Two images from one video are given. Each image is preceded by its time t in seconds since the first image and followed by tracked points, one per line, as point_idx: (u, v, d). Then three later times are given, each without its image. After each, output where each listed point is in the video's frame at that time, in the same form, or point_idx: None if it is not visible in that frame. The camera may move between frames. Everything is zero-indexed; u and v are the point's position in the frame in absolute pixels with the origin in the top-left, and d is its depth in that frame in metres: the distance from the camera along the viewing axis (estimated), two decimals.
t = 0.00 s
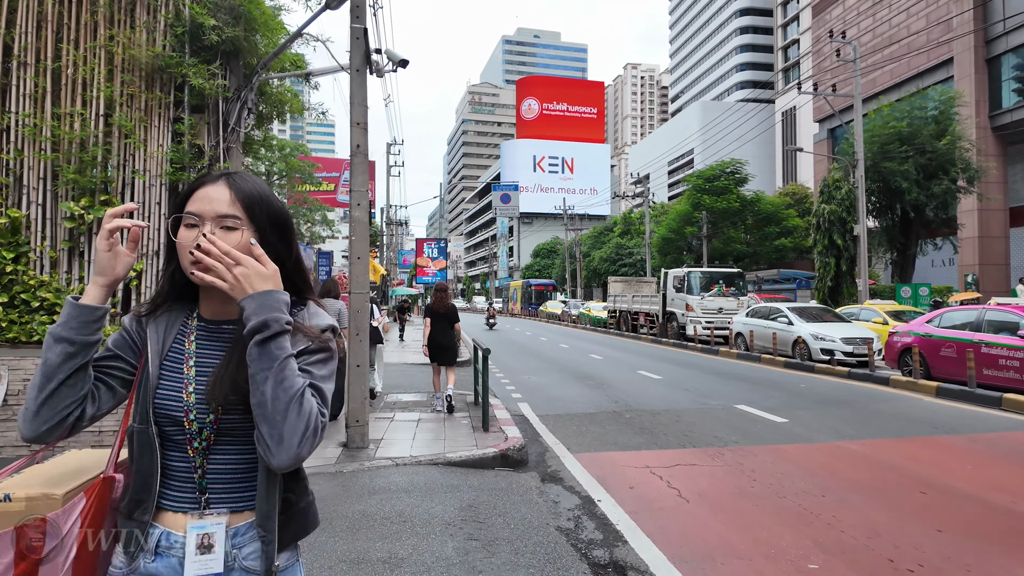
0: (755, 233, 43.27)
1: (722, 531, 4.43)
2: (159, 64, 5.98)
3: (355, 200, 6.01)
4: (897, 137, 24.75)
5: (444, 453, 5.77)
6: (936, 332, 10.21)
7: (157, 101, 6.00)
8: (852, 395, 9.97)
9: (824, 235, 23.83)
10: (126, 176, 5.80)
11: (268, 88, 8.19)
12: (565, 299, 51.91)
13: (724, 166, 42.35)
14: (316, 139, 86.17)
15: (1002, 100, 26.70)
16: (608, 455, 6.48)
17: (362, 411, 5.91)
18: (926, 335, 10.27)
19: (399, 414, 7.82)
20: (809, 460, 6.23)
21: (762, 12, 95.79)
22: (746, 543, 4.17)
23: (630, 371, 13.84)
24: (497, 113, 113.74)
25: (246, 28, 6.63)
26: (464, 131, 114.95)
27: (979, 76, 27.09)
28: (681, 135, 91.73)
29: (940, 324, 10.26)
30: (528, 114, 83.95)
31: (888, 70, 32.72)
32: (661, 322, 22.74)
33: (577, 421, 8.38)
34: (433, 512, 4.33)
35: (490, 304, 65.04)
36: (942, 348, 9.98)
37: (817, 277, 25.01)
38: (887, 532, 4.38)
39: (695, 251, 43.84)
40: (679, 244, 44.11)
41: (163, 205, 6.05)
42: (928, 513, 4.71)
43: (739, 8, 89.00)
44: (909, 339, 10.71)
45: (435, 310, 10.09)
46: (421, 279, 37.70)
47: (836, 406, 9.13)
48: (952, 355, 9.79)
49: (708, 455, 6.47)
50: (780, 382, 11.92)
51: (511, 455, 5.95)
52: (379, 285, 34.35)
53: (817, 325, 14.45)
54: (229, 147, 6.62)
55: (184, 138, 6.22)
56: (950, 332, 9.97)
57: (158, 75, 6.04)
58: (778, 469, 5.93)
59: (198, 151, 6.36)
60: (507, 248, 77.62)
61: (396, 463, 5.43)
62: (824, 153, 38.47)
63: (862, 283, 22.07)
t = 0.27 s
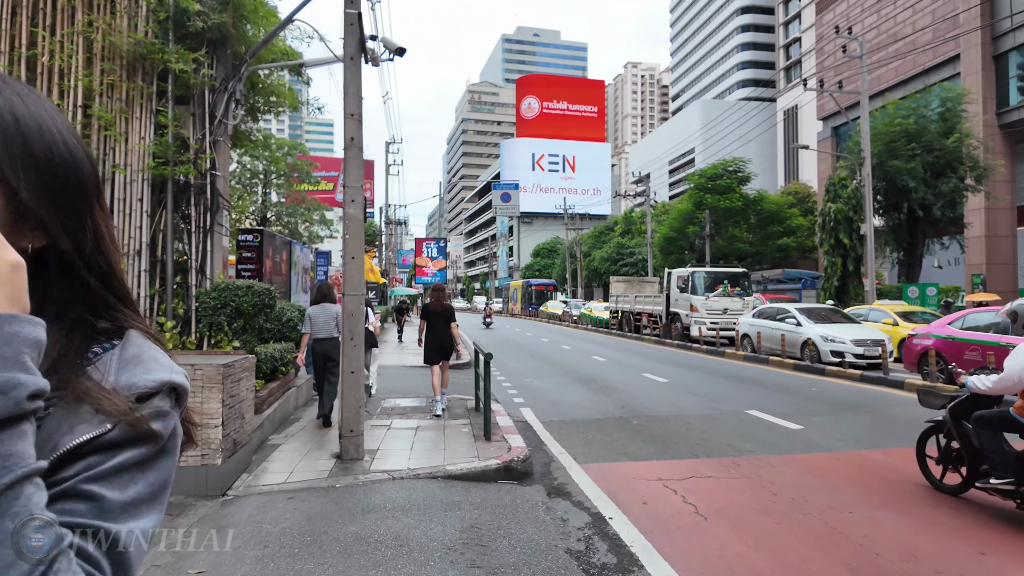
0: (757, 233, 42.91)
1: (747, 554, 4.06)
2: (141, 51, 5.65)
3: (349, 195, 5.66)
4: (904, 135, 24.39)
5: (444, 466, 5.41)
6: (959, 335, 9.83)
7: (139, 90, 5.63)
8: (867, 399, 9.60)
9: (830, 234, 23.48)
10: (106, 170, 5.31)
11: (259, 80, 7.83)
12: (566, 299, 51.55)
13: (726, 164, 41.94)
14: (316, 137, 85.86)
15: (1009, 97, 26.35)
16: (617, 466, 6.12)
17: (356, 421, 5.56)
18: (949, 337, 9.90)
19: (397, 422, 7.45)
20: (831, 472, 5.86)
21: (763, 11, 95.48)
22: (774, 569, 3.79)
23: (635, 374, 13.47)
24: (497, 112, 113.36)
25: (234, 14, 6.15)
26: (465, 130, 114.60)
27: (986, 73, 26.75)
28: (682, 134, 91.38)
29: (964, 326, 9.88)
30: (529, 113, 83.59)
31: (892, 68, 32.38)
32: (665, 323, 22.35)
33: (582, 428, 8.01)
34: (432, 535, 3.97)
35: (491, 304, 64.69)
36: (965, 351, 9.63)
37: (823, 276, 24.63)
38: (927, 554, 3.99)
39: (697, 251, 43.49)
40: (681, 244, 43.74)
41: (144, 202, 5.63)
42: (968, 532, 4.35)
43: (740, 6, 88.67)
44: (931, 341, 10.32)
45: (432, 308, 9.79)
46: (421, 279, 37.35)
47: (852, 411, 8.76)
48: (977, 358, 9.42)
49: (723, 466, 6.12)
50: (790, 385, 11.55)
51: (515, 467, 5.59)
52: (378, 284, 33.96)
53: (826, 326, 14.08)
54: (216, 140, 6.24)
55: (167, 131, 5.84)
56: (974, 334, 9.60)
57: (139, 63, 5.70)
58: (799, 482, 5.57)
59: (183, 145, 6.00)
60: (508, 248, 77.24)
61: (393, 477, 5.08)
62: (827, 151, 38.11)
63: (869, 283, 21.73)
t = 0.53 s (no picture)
0: (761, 231, 42.57)
1: (779, 569, 3.73)
2: (127, 33, 5.31)
3: (348, 185, 5.36)
4: (911, 131, 24.05)
5: (448, 472, 5.10)
6: (990, 335, 9.41)
7: (125, 74, 5.31)
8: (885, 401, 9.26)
9: (837, 232, 23.15)
10: (89, 158, 5.09)
11: (253, 68, 7.52)
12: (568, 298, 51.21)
13: (729, 162, 41.58)
14: (317, 137, 85.62)
15: (1018, 93, 25.98)
16: (631, 473, 5.79)
17: (356, 425, 5.24)
18: (979, 338, 9.47)
19: (399, 425, 7.13)
20: (858, 478, 5.53)
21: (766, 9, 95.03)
22: None
23: (643, 374, 13.14)
24: (498, 111, 113.15)
25: None
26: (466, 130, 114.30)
27: (994, 68, 26.36)
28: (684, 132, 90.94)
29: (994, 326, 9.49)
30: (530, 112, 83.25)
31: (898, 64, 32.01)
32: (670, 322, 22.01)
33: (591, 431, 7.68)
34: (437, 552, 3.65)
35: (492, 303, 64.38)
36: (999, 352, 9.22)
37: (830, 275, 24.28)
38: (975, 573, 3.65)
39: (701, 250, 43.15)
40: (685, 242, 43.40)
41: (131, 192, 5.33)
42: (1015, 545, 4.02)
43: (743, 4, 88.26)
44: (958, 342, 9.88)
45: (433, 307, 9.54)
46: (422, 277, 37.06)
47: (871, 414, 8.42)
48: (1010, 360, 9.00)
49: (742, 472, 5.79)
50: (803, 385, 11.21)
51: (523, 474, 5.27)
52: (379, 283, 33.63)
53: (837, 325, 13.69)
54: (208, 128, 5.88)
55: (156, 117, 5.47)
56: (1008, 335, 9.20)
57: (126, 46, 5.37)
58: (825, 490, 5.24)
59: (173, 132, 5.65)
60: (509, 247, 76.90)
61: (395, 485, 4.77)
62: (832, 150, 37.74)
63: (878, 281, 21.40)
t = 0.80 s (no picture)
0: (764, 231, 42.26)
1: None
2: (113, 19, 4.97)
3: (348, 181, 5.05)
4: (919, 129, 23.76)
5: (454, 488, 4.78)
6: None
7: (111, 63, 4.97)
8: (904, 406, 8.94)
9: (844, 232, 22.86)
10: (72, 152, 4.74)
11: (249, 59, 7.20)
12: (570, 298, 50.93)
13: (732, 161, 41.24)
14: (317, 137, 85.32)
15: None
16: (648, 486, 5.48)
17: (356, 436, 4.93)
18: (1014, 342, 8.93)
19: (402, 433, 6.82)
20: (890, 492, 5.22)
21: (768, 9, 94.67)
22: None
23: (650, 377, 12.83)
24: (499, 111, 112.91)
25: None
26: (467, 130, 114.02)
27: (1003, 66, 26.04)
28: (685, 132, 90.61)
29: None
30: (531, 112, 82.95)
31: (904, 63, 31.68)
32: (675, 323, 21.70)
33: (602, 438, 7.38)
34: None
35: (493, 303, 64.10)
36: None
37: (837, 275, 23.96)
38: None
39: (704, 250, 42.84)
40: (688, 242, 43.09)
41: (118, 189, 4.99)
42: None
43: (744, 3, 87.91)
44: (994, 346, 9.35)
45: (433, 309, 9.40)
46: (424, 277, 36.79)
47: (892, 419, 8.10)
48: None
49: (765, 485, 5.48)
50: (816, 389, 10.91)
51: (534, 489, 4.95)
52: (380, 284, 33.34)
53: (847, 326, 13.19)
54: (200, 121, 5.55)
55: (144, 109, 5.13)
56: None
57: (112, 33, 5.03)
58: (856, 507, 4.93)
59: (164, 126, 5.31)
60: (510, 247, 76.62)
61: (398, 503, 4.45)
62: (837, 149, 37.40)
63: (885, 282, 21.10)
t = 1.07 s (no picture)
0: (767, 229, 41.89)
1: None
2: None
3: (342, 169, 4.72)
4: (927, 125, 23.46)
5: (457, 496, 4.46)
6: None
7: (89, 42, 4.63)
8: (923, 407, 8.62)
9: (851, 228, 22.54)
10: (47, 137, 4.41)
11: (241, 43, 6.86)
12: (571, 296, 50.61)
13: (735, 158, 40.86)
14: (317, 134, 85.02)
15: None
16: (662, 494, 5.17)
17: (352, 441, 4.62)
18: None
19: (401, 436, 6.49)
20: (921, 501, 4.90)
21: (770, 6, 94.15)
22: None
23: (657, 376, 12.52)
24: (500, 108, 112.54)
25: None
26: (467, 128, 113.63)
27: (1011, 61, 25.66)
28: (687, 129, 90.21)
29: None
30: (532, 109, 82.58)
31: (910, 58, 31.30)
32: (679, 321, 21.35)
33: (611, 442, 7.07)
34: None
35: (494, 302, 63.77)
36: None
37: (843, 272, 23.61)
38: None
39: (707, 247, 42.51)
40: (691, 240, 42.75)
41: (97, 177, 4.65)
42: None
43: None
44: None
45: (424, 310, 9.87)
46: (425, 275, 36.52)
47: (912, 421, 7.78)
48: None
49: (787, 493, 5.15)
50: (829, 388, 10.59)
51: (542, 498, 4.63)
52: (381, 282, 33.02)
53: (859, 324, 12.93)
54: (186, 105, 5.20)
55: (125, 93, 4.79)
56: None
57: (91, 9, 4.69)
58: (885, 517, 4.61)
59: (147, 110, 4.98)
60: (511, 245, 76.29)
61: (396, 515, 4.13)
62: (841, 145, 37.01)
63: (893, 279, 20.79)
